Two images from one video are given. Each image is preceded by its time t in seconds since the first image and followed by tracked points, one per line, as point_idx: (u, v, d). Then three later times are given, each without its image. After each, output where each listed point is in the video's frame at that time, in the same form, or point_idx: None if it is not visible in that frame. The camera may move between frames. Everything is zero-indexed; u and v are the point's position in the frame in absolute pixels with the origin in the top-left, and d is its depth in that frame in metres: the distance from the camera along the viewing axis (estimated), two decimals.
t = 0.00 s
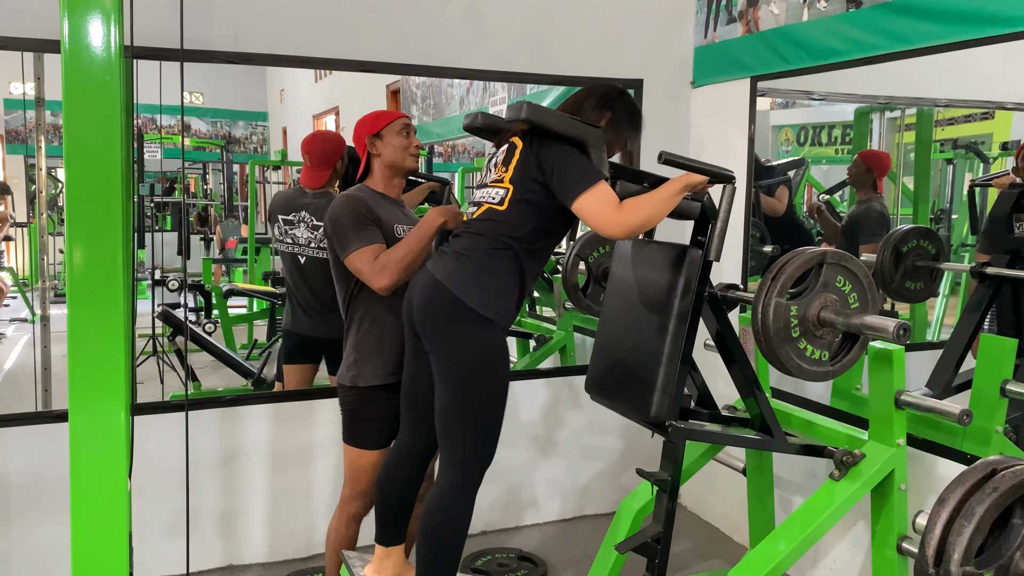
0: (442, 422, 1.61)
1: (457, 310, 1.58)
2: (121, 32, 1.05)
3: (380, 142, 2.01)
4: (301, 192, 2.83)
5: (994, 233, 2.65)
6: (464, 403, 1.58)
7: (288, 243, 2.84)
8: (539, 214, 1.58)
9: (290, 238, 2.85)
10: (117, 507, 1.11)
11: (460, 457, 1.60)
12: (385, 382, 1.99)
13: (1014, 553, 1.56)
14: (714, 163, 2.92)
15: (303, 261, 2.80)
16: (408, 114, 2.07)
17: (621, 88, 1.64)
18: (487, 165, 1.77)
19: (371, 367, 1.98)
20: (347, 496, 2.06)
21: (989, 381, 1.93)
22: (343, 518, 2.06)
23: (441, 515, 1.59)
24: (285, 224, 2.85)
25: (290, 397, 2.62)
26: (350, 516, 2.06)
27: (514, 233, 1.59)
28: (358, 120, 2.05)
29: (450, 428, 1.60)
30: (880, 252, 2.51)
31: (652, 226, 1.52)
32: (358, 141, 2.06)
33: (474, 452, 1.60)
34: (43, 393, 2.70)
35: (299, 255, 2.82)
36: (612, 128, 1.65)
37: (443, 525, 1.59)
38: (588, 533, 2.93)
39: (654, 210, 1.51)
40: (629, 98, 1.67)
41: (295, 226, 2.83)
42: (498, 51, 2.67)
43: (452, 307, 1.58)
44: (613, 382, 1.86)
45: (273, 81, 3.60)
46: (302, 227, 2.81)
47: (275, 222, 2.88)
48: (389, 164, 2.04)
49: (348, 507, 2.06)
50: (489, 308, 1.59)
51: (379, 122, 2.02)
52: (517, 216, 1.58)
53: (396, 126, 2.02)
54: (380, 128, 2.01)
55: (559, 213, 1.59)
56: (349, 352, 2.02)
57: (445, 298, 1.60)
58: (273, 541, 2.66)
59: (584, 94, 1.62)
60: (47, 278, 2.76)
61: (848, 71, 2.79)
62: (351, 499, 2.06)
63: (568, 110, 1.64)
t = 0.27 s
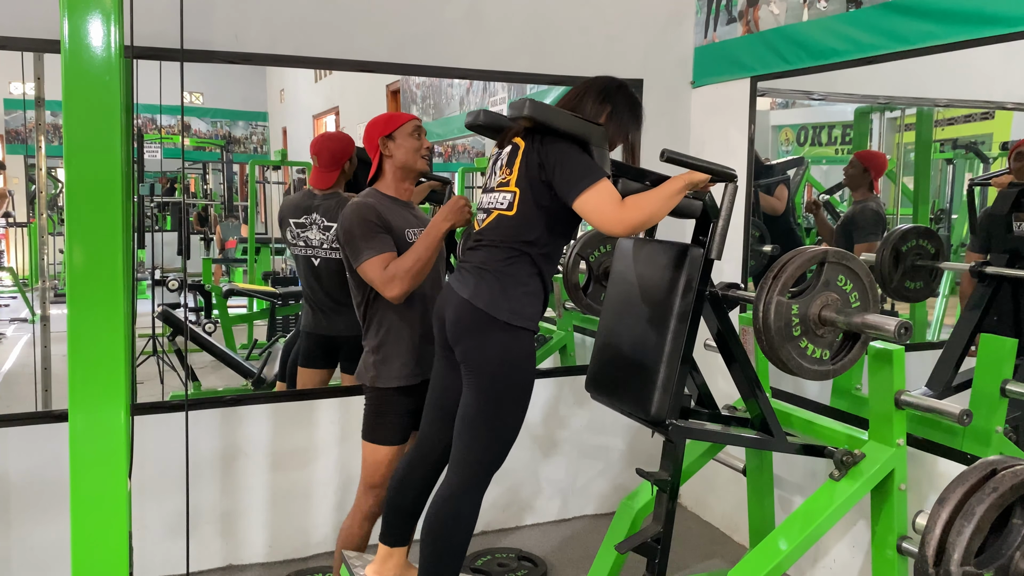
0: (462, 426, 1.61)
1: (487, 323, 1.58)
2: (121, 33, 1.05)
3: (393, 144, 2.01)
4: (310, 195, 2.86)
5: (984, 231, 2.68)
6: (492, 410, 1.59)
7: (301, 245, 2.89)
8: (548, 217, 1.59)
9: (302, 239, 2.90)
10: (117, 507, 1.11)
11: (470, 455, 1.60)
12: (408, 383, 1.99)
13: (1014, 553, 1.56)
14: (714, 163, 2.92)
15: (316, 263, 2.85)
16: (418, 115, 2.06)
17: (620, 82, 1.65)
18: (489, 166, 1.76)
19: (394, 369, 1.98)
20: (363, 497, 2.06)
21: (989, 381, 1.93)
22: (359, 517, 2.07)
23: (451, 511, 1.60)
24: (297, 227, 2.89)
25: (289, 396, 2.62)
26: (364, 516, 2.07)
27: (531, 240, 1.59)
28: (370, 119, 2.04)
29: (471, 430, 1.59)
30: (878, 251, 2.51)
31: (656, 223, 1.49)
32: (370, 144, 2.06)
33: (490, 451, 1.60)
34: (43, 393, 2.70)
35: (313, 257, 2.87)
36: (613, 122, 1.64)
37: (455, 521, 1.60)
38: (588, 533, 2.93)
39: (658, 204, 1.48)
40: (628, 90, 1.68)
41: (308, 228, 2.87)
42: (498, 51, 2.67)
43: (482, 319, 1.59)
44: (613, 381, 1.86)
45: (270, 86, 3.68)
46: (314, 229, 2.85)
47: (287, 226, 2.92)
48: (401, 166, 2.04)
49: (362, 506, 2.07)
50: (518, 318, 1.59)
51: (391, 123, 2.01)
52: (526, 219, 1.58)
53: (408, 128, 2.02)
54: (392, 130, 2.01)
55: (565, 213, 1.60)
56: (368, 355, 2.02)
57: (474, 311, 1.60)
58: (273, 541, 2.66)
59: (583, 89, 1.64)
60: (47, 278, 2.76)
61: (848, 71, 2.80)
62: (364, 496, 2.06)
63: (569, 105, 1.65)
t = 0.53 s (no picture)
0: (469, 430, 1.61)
1: (496, 334, 1.59)
2: (121, 33, 1.05)
3: (401, 148, 2.01)
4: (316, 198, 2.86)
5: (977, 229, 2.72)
6: (500, 415, 1.58)
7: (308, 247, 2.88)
8: (546, 222, 1.59)
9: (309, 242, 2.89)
10: (117, 507, 1.11)
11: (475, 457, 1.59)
12: (418, 387, 1.99)
13: (1014, 553, 1.56)
14: (714, 163, 2.92)
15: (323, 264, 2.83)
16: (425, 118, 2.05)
17: (611, 82, 1.63)
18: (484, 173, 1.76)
19: (404, 373, 1.98)
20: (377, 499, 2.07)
21: (989, 381, 1.93)
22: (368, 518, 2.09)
23: (455, 513, 1.60)
24: (304, 230, 2.89)
25: (287, 397, 2.62)
26: (375, 517, 2.08)
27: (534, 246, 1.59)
28: (377, 122, 2.04)
29: (478, 433, 1.59)
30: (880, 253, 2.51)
31: (651, 228, 1.50)
32: (377, 148, 2.05)
33: (496, 455, 1.60)
34: (44, 392, 2.69)
35: (319, 259, 2.84)
36: (606, 124, 1.63)
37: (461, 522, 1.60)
38: (588, 533, 2.93)
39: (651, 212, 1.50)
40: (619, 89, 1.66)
41: (314, 230, 2.86)
42: (498, 51, 2.67)
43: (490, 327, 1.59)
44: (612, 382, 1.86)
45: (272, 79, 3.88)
46: (321, 231, 2.84)
47: (295, 229, 2.91)
48: (409, 169, 2.05)
49: (372, 508, 2.08)
50: (526, 325, 1.59)
51: (400, 126, 2.02)
52: (525, 226, 1.58)
53: (414, 132, 2.02)
54: (399, 134, 2.01)
55: (561, 220, 1.60)
56: (376, 360, 2.03)
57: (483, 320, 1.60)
58: (274, 541, 2.66)
59: (573, 93, 1.63)
60: (47, 278, 2.76)
61: (848, 71, 2.80)
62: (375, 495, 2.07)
63: (560, 110, 1.64)
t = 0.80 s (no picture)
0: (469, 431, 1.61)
1: (496, 334, 1.58)
2: (121, 32, 1.05)
3: (402, 148, 2.01)
4: (317, 198, 2.85)
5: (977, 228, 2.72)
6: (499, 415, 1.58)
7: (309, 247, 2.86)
8: (546, 223, 1.59)
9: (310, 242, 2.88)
10: (118, 507, 1.11)
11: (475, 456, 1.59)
12: (417, 387, 1.99)
13: (1014, 553, 1.56)
14: (714, 163, 2.92)
15: (324, 263, 2.81)
16: (426, 119, 2.05)
17: (612, 80, 1.63)
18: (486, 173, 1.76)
19: (403, 373, 1.98)
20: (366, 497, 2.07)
21: (989, 381, 1.93)
22: (361, 516, 2.08)
23: (455, 512, 1.60)
24: (304, 229, 2.88)
25: (288, 397, 2.62)
26: (369, 514, 2.08)
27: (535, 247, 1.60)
28: (378, 122, 2.04)
29: (478, 433, 1.59)
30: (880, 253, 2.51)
31: (651, 228, 1.51)
32: (379, 148, 2.05)
33: (497, 454, 1.60)
34: (44, 392, 2.69)
35: (320, 259, 2.82)
36: (606, 122, 1.63)
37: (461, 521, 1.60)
38: (588, 533, 2.93)
39: (655, 213, 1.49)
40: (619, 86, 1.66)
41: (315, 229, 2.85)
42: (498, 51, 2.67)
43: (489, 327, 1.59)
44: (614, 383, 1.86)
45: (271, 80, 3.77)
46: (322, 231, 2.83)
47: (296, 229, 2.91)
48: (409, 170, 2.05)
49: (367, 505, 2.08)
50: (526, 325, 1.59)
51: (401, 126, 2.02)
52: (525, 226, 1.58)
53: (417, 133, 2.02)
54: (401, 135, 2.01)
55: (559, 219, 1.60)
56: (376, 360, 2.03)
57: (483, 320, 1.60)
58: (274, 541, 2.66)
59: (573, 91, 1.62)
60: (47, 278, 2.76)
61: (848, 71, 2.80)
62: (370, 494, 2.07)
63: (560, 108, 1.63)
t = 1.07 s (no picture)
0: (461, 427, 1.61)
1: (481, 321, 1.58)
2: (121, 33, 1.05)
3: (401, 149, 2.00)
4: (320, 197, 2.83)
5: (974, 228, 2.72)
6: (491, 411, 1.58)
7: (311, 246, 2.83)
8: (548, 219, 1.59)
9: (312, 241, 2.84)
10: (118, 507, 1.11)
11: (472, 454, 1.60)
12: (416, 384, 1.99)
13: (1014, 553, 1.56)
14: (714, 162, 2.92)
15: (327, 263, 2.77)
16: (426, 119, 2.04)
17: (615, 75, 1.63)
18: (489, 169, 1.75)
19: (401, 370, 1.98)
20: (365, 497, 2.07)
21: (989, 381, 1.93)
22: (360, 516, 2.08)
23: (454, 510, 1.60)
24: (307, 228, 2.84)
25: (288, 397, 2.62)
26: (368, 514, 2.08)
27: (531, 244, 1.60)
28: (380, 122, 2.03)
29: (472, 431, 1.59)
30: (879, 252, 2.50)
31: (653, 226, 1.53)
32: (380, 148, 2.05)
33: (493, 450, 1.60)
34: (43, 392, 2.69)
35: (323, 258, 2.77)
36: (611, 117, 1.62)
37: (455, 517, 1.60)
38: (588, 533, 2.93)
39: (660, 207, 1.52)
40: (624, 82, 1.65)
41: (318, 229, 2.81)
42: (498, 51, 2.67)
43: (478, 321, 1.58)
44: (614, 381, 1.86)
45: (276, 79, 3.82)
46: (325, 231, 2.79)
47: (297, 227, 2.88)
48: (408, 171, 2.04)
49: (367, 505, 2.08)
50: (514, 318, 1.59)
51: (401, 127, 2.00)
52: (525, 222, 1.58)
53: (416, 134, 2.01)
54: (400, 135, 2.00)
55: (561, 215, 1.60)
56: (374, 356, 2.02)
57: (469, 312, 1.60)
58: (274, 541, 2.66)
59: (579, 86, 1.61)
60: (48, 278, 2.75)
61: (848, 71, 2.80)
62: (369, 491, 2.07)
63: (565, 103, 1.62)
